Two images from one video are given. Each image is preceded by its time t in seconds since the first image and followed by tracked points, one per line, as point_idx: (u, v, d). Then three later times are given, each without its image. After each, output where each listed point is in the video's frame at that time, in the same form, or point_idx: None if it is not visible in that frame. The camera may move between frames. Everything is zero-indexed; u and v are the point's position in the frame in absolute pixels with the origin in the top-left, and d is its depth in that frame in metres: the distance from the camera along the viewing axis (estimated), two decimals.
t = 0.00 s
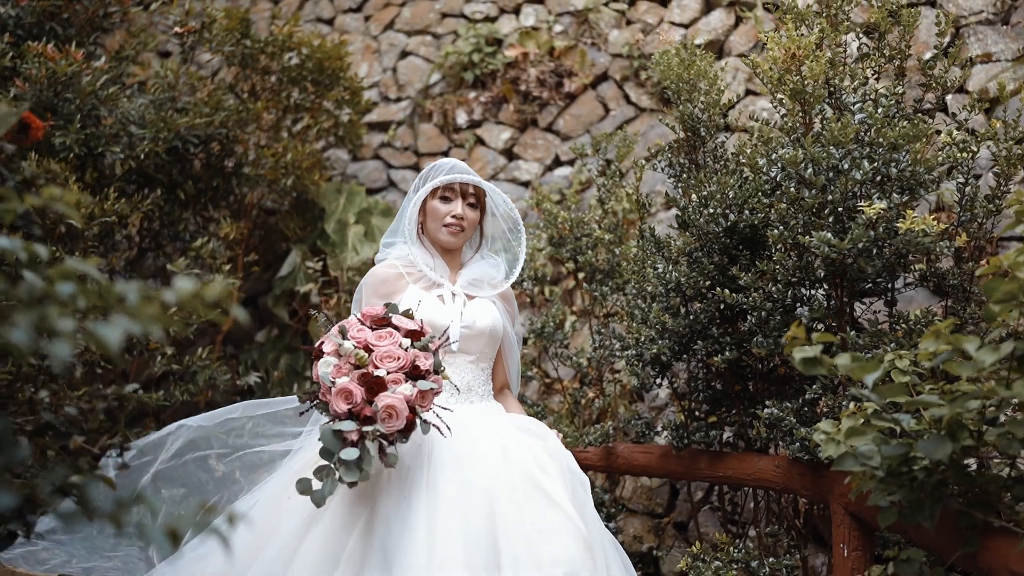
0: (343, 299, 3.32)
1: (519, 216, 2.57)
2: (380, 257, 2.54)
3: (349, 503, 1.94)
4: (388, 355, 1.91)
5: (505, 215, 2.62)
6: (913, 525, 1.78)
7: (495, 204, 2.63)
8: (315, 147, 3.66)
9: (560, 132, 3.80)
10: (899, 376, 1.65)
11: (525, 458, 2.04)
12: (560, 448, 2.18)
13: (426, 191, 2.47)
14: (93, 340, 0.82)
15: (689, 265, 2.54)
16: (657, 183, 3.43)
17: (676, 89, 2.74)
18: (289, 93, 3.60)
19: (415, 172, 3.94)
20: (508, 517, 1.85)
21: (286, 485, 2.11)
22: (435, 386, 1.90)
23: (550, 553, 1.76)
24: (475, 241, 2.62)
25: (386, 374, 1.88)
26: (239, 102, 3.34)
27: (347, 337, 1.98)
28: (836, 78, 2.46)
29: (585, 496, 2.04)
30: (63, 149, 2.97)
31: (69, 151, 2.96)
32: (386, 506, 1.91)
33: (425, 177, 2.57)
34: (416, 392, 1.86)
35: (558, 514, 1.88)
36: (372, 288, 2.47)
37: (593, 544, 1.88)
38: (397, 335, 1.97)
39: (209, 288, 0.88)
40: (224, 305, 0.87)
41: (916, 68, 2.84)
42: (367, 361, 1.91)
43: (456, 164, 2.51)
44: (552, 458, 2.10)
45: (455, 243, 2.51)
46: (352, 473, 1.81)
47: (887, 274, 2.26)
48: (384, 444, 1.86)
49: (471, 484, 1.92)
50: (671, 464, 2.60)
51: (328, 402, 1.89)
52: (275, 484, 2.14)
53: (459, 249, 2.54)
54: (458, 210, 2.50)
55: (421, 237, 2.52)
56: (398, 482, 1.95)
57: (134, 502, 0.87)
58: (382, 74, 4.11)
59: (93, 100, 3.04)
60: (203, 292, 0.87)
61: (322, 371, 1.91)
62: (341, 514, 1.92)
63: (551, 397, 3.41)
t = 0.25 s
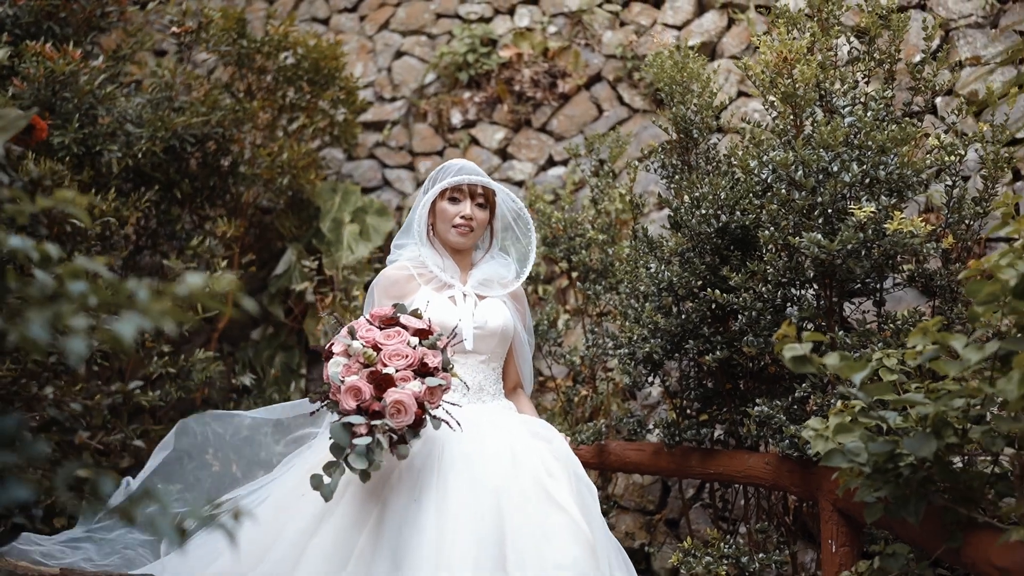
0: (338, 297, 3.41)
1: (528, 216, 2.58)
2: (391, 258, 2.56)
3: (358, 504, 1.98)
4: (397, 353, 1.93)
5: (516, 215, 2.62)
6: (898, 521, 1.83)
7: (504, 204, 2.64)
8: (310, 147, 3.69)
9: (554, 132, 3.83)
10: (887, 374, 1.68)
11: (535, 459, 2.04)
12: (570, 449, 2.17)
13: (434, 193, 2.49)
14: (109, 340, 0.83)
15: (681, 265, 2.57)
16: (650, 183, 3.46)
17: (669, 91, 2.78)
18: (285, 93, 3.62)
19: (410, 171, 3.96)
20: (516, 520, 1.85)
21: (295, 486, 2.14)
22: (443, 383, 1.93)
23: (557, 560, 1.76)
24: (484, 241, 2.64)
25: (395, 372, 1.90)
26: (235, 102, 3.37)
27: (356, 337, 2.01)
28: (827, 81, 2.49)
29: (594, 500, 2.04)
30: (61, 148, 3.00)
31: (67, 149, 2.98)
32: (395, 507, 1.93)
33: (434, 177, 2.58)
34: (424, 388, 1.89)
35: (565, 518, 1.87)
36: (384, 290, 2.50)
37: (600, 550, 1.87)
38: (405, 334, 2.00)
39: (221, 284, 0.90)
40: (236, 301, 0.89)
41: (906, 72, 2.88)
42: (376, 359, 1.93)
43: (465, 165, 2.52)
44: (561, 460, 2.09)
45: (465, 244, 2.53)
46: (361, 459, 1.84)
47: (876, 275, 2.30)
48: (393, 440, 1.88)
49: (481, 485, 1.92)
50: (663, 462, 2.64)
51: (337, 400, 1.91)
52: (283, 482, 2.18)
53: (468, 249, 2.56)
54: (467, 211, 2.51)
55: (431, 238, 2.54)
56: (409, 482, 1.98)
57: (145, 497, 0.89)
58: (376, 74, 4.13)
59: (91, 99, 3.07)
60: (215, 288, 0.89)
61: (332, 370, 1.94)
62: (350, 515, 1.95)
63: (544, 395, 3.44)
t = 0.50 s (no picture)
0: (333, 296, 3.48)
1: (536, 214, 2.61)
2: (400, 257, 2.59)
3: (366, 499, 2.00)
4: (406, 349, 1.95)
5: (524, 211, 2.65)
6: (885, 516, 1.86)
7: (512, 202, 2.67)
8: (306, 146, 3.72)
9: (548, 133, 3.86)
10: (876, 373, 1.71)
11: (543, 459, 2.06)
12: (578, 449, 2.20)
13: (442, 192, 2.51)
14: (121, 337, 0.85)
15: (673, 264, 2.60)
16: (643, 184, 3.50)
17: (662, 93, 2.81)
18: (280, 92, 3.65)
19: (405, 171, 3.99)
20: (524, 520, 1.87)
21: (302, 483, 2.14)
22: (452, 380, 1.95)
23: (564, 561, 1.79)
24: (493, 239, 2.67)
25: (404, 368, 1.91)
26: (232, 102, 3.40)
27: (366, 333, 2.02)
28: (818, 84, 2.53)
29: (601, 500, 2.06)
30: (59, 147, 3.02)
31: (64, 148, 3.01)
32: (405, 503, 1.96)
33: (442, 176, 2.61)
34: (434, 384, 1.91)
35: (572, 520, 1.90)
36: (393, 288, 2.53)
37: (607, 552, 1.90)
38: (415, 330, 2.01)
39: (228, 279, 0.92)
40: (243, 295, 0.91)
41: (896, 75, 2.92)
42: (386, 355, 1.95)
43: (473, 163, 2.54)
44: (569, 460, 2.12)
45: (473, 242, 2.55)
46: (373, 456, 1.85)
47: (865, 275, 2.34)
48: (403, 434, 1.91)
49: (489, 484, 1.95)
50: (655, 459, 2.67)
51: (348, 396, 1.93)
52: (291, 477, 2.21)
53: (477, 247, 2.58)
54: (475, 209, 2.54)
55: (440, 236, 2.57)
56: (418, 479, 2.00)
57: (155, 490, 0.89)
58: (372, 74, 4.16)
59: (89, 99, 3.09)
60: (222, 283, 0.90)
61: (342, 367, 1.97)
62: (359, 509, 1.97)
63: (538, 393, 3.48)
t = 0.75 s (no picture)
0: (330, 294, 3.53)
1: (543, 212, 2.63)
2: (409, 255, 2.62)
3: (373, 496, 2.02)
4: (416, 348, 1.96)
5: (531, 209, 2.68)
6: (873, 512, 1.90)
7: (519, 200, 2.69)
8: (303, 145, 3.75)
9: (543, 133, 3.89)
10: (865, 371, 1.74)
11: (550, 455, 2.08)
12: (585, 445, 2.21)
13: (449, 190, 2.54)
14: (133, 335, 0.88)
15: (667, 264, 2.64)
16: (636, 184, 3.53)
17: (657, 95, 2.84)
18: (277, 92, 3.68)
19: (401, 170, 4.02)
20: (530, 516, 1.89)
21: (306, 483, 2.17)
22: (460, 379, 1.96)
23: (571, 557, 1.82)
24: (500, 237, 2.69)
25: (414, 367, 1.93)
26: (229, 102, 3.44)
27: (376, 332, 2.03)
28: (810, 87, 2.56)
29: (607, 496, 2.08)
30: (58, 146, 3.05)
31: (63, 148, 3.03)
32: (411, 501, 1.99)
33: (450, 175, 2.63)
34: (442, 384, 1.92)
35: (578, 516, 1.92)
36: (401, 286, 2.55)
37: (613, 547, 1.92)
38: (424, 330, 2.02)
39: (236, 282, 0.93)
40: (250, 297, 0.92)
41: (887, 78, 2.96)
42: (395, 354, 1.96)
43: (480, 162, 2.55)
44: (575, 456, 2.13)
45: (480, 240, 2.57)
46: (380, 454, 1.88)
47: (855, 275, 2.38)
48: (411, 433, 1.93)
49: (495, 481, 1.97)
50: (648, 456, 2.70)
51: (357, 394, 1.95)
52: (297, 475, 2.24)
53: (484, 246, 2.60)
54: (482, 207, 2.55)
55: (447, 234, 2.59)
56: (425, 476, 2.02)
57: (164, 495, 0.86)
58: (368, 73, 4.18)
59: (88, 99, 3.12)
60: (229, 285, 0.91)
61: (352, 364, 1.98)
62: (366, 506, 2.00)
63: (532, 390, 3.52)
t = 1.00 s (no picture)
0: (327, 292, 3.58)
1: (547, 211, 2.66)
2: (413, 252, 2.65)
3: (378, 496, 2.05)
4: (422, 348, 1.98)
5: (536, 209, 2.70)
6: (861, 507, 1.94)
7: (524, 200, 2.72)
8: (300, 144, 3.78)
9: (538, 132, 3.92)
10: (852, 369, 1.77)
11: (554, 451, 2.10)
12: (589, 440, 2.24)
13: (454, 188, 2.58)
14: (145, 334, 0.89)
15: (661, 263, 2.67)
16: (631, 183, 3.57)
17: (651, 96, 2.87)
18: (274, 91, 3.72)
19: (397, 169, 4.04)
20: (535, 511, 1.92)
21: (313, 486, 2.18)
22: (465, 379, 1.99)
23: (576, 549, 1.83)
24: (504, 235, 2.72)
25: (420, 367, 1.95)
26: (227, 101, 3.48)
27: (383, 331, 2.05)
28: (801, 89, 2.60)
29: (612, 489, 2.10)
30: (57, 145, 3.08)
31: (62, 146, 3.04)
32: (416, 501, 2.01)
33: (455, 173, 2.67)
34: (448, 384, 1.95)
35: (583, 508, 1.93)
36: (404, 283, 2.56)
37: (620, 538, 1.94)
38: (431, 329, 2.04)
39: (243, 284, 0.94)
40: (256, 300, 0.93)
41: (877, 79, 3.00)
42: (402, 353, 1.98)
43: (485, 161, 2.59)
44: (579, 451, 2.15)
45: (484, 238, 2.61)
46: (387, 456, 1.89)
47: (845, 274, 2.42)
48: (417, 432, 1.94)
49: (499, 477, 1.99)
50: (641, 453, 2.74)
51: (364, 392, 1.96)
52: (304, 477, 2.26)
53: (487, 243, 2.64)
54: (485, 206, 2.59)
55: (451, 232, 2.63)
56: (428, 478, 2.05)
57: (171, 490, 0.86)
58: (364, 73, 4.20)
59: (87, 97, 3.15)
60: (238, 287, 0.93)
61: (359, 362, 1.98)
62: (372, 504, 2.02)
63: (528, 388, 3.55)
